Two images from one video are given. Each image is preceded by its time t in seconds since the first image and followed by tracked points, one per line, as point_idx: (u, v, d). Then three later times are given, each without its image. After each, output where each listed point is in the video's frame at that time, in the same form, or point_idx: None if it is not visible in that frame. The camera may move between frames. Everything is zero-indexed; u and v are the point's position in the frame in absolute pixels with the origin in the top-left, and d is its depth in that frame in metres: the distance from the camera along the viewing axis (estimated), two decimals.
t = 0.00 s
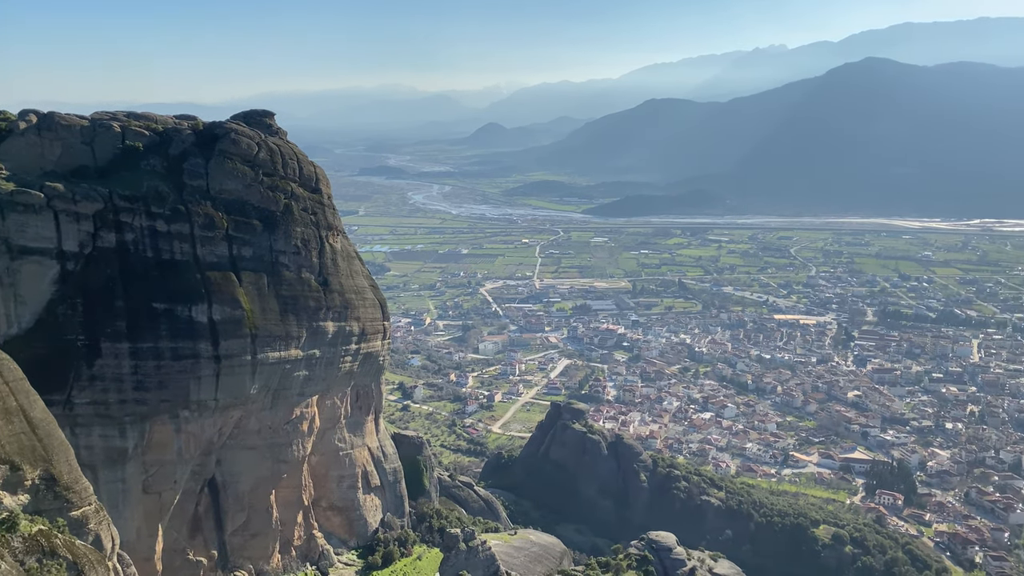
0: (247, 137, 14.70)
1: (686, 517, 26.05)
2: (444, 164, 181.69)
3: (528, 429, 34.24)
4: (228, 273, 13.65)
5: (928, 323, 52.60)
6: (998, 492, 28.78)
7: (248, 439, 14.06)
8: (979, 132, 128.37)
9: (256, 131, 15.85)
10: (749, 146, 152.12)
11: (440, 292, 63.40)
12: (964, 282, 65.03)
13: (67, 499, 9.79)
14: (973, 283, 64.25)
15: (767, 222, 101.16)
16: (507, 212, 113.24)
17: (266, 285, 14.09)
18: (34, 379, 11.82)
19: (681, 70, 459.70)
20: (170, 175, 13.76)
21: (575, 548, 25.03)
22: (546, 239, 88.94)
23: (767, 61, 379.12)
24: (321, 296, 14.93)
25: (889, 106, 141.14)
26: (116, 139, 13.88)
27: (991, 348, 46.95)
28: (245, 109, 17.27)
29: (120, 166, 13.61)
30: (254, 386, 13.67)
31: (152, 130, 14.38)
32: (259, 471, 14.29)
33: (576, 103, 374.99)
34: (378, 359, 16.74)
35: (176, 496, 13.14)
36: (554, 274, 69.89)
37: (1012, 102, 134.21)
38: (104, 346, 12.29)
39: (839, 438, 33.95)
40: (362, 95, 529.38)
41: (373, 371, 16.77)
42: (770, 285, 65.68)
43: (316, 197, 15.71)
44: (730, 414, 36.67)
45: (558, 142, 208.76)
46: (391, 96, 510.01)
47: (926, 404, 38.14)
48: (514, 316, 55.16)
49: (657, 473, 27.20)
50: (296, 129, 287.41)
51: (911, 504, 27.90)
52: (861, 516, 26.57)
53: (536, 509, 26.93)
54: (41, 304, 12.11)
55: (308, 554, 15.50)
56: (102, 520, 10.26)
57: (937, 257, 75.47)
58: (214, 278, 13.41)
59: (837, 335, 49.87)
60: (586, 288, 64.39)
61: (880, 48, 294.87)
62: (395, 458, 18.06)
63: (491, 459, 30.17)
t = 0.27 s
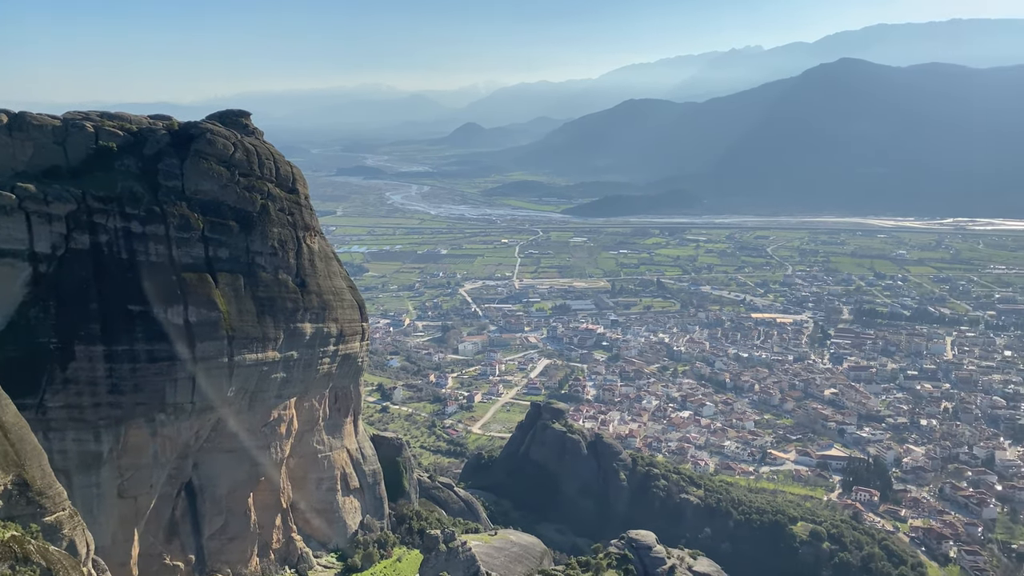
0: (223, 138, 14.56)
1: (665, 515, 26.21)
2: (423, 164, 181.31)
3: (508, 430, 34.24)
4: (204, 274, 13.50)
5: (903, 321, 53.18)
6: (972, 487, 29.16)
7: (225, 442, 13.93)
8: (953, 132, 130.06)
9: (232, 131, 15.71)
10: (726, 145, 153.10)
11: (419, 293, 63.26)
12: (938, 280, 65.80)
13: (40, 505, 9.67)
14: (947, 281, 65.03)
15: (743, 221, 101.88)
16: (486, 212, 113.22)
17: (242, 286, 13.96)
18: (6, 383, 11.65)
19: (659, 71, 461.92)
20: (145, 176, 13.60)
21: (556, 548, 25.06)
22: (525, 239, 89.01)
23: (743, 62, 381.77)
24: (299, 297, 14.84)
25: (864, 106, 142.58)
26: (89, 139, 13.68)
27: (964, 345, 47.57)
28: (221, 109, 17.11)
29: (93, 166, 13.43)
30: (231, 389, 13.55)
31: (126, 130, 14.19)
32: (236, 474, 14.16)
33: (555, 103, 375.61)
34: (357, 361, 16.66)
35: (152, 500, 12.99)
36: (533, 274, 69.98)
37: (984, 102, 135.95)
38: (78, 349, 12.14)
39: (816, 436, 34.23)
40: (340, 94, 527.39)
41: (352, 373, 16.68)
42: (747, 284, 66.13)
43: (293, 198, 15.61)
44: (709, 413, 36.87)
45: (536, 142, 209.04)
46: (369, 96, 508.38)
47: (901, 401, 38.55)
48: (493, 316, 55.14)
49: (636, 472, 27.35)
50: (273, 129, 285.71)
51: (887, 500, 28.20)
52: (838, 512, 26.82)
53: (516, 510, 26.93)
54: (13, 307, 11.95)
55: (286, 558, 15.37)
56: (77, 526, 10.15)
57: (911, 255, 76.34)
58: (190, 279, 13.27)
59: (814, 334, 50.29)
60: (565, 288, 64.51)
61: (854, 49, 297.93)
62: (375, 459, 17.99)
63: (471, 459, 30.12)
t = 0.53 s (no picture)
0: (195, 139, 14.39)
1: (642, 514, 26.34)
2: (398, 165, 180.78)
3: (485, 431, 34.23)
4: (177, 277, 13.36)
5: (875, 320, 53.84)
6: (943, 483, 29.59)
7: (199, 446, 13.78)
8: (925, 132, 131.99)
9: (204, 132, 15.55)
10: (701, 145, 154.20)
11: (395, 294, 63.09)
12: (909, 279, 66.69)
13: (10, 512, 9.58)
14: (917, 280, 65.93)
15: (717, 221, 102.70)
16: (462, 213, 113.16)
17: (216, 288, 13.86)
18: None
19: (634, 72, 464.20)
20: (116, 177, 13.38)
21: (533, 548, 25.13)
22: (501, 239, 89.05)
23: (717, 64, 384.81)
24: (274, 300, 14.73)
25: (836, 107, 144.24)
26: (57, 139, 13.42)
27: (935, 343, 48.26)
28: (194, 110, 16.90)
29: (61, 166, 13.18)
30: (204, 392, 13.43)
31: (96, 131, 13.96)
32: (210, 478, 14.02)
33: (531, 104, 376.21)
34: (332, 363, 16.58)
35: (125, 505, 12.83)
36: (510, 275, 70.04)
37: (954, 103, 137.95)
38: (47, 354, 11.97)
39: (790, 433, 34.56)
40: (315, 96, 524.83)
41: (327, 375, 16.58)
42: (722, 283, 66.64)
43: (267, 199, 15.51)
44: (684, 412, 37.07)
45: (512, 143, 209.21)
46: (344, 96, 506.13)
47: (873, 398, 39.03)
48: (470, 317, 55.12)
49: (613, 472, 27.45)
50: (247, 129, 283.54)
51: (860, 496, 28.50)
52: (813, 509, 27.08)
53: (494, 511, 26.93)
54: None
55: (262, 562, 15.23)
56: (46, 533, 10.02)
57: (882, 255, 77.30)
58: (162, 282, 13.12)
59: (788, 333, 50.77)
60: (542, 288, 64.64)
61: (826, 50, 301.28)
62: (351, 463, 17.89)
63: (448, 460, 30.04)
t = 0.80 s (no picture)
0: (162, 142, 14.22)
1: (616, 514, 26.42)
2: (370, 167, 179.98)
3: (459, 434, 34.15)
4: (146, 280, 13.18)
5: (844, 319, 54.55)
6: (911, 480, 30.02)
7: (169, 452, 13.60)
8: (892, 135, 134.01)
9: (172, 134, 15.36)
10: (672, 148, 155.29)
11: (368, 297, 62.76)
12: (877, 279, 67.66)
13: None
14: (884, 280, 66.93)
15: (689, 223, 103.43)
16: (435, 215, 112.89)
17: (185, 292, 13.68)
18: None
19: (605, 75, 466.54)
20: (82, 180, 13.18)
21: (508, 551, 25.14)
22: (474, 242, 88.96)
23: (687, 66, 387.93)
24: (244, 304, 14.60)
25: (805, 109, 146.05)
26: (21, 141, 13.18)
27: (902, 342, 49.01)
28: (162, 111, 16.65)
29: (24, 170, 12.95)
30: (174, 398, 13.26)
31: (60, 132, 13.73)
32: (180, 486, 13.84)
33: (503, 106, 376.54)
34: (304, 367, 16.45)
35: (93, 514, 12.65)
36: (483, 277, 70.02)
37: (919, 104, 140.20)
38: (12, 360, 11.75)
39: (761, 432, 34.90)
40: (285, 97, 520.68)
41: (299, 379, 16.46)
42: (693, 284, 67.13)
43: (236, 202, 15.34)
44: (657, 412, 37.29)
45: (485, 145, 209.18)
46: (315, 98, 502.80)
47: (842, 397, 39.52)
48: (443, 319, 54.99)
49: (587, 472, 27.54)
50: (216, 131, 280.61)
51: (830, 494, 28.86)
52: (784, 508, 27.35)
53: (468, 514, 26.90)
54: None
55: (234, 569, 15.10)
56: (11, 543, 9.88)
57: (850, 255, 78.36)
58: (131, 285, 12.94)
59: (758, 333, 51.26)
60: (515, 290, 64.69)
61: (794, 53, 304.92)
62: (324, 467, 17.81)
63: (422, 464, 29.96)
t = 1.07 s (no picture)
0: (126, 144, 14.02)
1: (587, 516, 26.48)
2: (338, 171, 178.81)
3: (429, 438, 33.99)
4: (108, 285, 13.00)
5: (809, 320, 55.27)
6: (876, 478, 30.48)
7: (133, 460, 13.35)
8: (854, 138, 136.13)
9: (136, 137, 15.15)
10: (640, 151, 156.31)
11: (336, 301, 62.31)
12: (841, 280, 68.69)
13: None
14: (848, 281, 67.96)
15: (657, 226, 104.14)
16: (404, 218, 112.47)
17: (149, 297, 13.49)
18: None
19: (573, 78, 468.55)
20: (42, 184, 12.99)
21: (479, 554, 25.05)
22: (444, 245, 88.78)
23: (654, 70, 390.98)
24: (210, 309, 14.42)
25: (770, 113, 147.75)
26: None
27: (866, 342, 49.79)
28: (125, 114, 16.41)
29: None
30: (139, 405, 13.04)
31: (20, 135, 13.51)
32: (145, 494, 13.57)
33: (471, 109, 376.28)
34: (272, 372, 16.27)
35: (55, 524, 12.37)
36: (453, 280, 69.90)
37: (881, 108, 142.44)
38: None
39: (729, 433, 35.22)
40: (251, 99, 515.89)
41: (266, 385, 16.26)
42: (662, 287, 67.61)
43: (202, 206, 15.16)
44: (627, 413, 37.48)
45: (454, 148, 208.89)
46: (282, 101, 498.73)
47: (809, 397, 40.02)
48: (412, 323, 54.79)
49: (558, 475, 27.61)
50: (180, 134, 277.04)
51: (797, 493, 29.20)
52: (752, 507, 27.60)
53: (439, 517, 26.78)
54: None
55: None
56: None
57: (815, 257, 79.47)
58: (93, 291, 12.75)
59: (726, 334, 51.77)
60: (485, 293, 64.65)
61: (759, 57, 308.68)
62: (293, 473, 17.60)
63: (392, 468, 29.78)
